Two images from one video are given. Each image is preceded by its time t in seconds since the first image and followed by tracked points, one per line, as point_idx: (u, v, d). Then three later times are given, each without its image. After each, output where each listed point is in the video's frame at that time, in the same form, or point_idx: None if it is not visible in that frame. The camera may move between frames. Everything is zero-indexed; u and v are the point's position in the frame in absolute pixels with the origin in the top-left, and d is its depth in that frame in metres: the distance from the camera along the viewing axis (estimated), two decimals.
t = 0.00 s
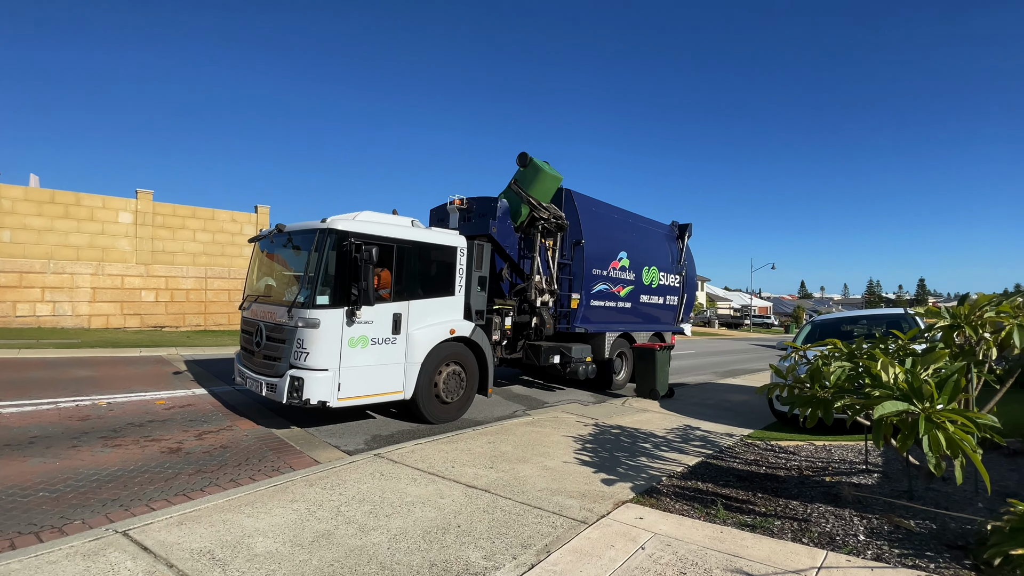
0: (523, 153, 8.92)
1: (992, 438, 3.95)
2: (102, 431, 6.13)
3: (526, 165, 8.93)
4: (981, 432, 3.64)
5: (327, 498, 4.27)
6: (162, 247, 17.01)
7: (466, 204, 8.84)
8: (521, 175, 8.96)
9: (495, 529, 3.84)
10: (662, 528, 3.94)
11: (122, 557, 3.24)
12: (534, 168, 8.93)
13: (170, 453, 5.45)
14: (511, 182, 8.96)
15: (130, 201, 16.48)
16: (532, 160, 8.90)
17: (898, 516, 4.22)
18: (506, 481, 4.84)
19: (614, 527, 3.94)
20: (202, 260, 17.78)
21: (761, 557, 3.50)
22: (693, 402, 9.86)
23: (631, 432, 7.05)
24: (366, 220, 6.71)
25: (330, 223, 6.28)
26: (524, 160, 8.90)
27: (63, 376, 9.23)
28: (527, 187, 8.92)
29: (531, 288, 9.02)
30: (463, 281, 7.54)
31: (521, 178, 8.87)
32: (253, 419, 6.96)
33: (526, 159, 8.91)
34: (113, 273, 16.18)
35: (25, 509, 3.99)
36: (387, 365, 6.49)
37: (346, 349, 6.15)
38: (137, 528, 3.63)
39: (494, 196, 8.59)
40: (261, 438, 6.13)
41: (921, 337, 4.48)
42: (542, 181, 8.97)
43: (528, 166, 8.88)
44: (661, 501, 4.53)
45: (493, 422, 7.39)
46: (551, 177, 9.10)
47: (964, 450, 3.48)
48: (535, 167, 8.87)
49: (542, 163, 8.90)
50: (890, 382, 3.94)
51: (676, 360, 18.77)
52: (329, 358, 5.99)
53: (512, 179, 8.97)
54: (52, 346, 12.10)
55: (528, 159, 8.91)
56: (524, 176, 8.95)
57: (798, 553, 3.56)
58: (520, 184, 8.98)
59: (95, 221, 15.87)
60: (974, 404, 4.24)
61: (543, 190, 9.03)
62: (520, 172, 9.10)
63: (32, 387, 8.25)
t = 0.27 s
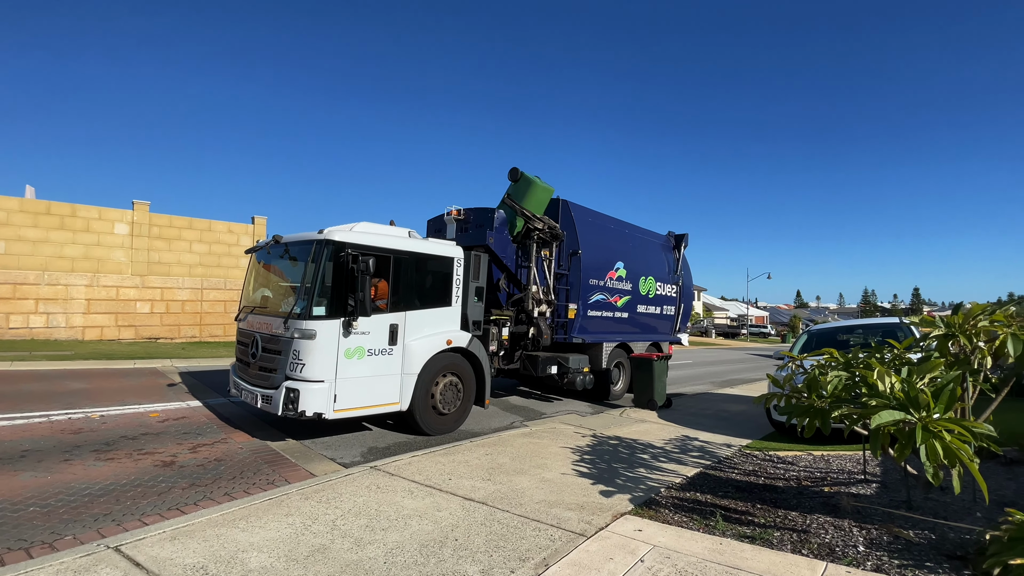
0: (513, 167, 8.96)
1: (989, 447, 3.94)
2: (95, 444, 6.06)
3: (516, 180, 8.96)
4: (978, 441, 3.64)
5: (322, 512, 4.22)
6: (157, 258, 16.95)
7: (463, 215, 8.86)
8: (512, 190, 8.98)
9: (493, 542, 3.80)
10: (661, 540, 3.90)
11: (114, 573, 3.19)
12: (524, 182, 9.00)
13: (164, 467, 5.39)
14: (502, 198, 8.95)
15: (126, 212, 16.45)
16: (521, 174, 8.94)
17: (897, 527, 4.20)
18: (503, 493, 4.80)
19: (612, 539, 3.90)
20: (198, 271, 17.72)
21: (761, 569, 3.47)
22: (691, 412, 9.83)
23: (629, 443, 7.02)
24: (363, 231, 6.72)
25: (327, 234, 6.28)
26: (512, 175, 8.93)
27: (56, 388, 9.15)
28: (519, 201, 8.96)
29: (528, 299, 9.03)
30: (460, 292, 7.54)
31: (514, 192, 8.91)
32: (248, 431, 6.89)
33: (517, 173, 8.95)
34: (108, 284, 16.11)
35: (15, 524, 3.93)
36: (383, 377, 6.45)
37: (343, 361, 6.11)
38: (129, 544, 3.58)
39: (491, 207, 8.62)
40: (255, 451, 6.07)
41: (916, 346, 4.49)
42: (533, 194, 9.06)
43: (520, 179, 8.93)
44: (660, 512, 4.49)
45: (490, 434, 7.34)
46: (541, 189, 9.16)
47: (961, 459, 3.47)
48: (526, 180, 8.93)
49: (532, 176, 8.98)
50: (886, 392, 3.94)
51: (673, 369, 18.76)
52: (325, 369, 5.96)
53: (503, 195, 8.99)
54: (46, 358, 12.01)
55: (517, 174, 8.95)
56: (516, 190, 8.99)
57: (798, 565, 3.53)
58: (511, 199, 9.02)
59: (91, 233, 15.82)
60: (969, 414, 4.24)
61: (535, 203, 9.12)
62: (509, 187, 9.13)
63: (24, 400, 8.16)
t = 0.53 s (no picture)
0: (511, 175, 9.00)
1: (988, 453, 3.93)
2: (89, 452, 6.01)
3: (514, 187, 9.00)
4: (975, 447, 3.63)
5: (319, 520, 4.19)
6: (154, 264, 16.90)
7: (461, 222, 8.85)
8: (510, 197, 9.06)
9: (491, 550, 3.77)
10: (660, 548, 3.88)
11: None
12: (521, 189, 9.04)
13: (159, 475, 5.34)
14: (501, 204, 9.01)
15: (123, 218, 16.42)
16: (520, 181, 8.98)
17: (896, 533, 4.19)
18: (501, 501, 4.77)
19: (611, 547, 3.88)
20: (194, 278, 17.67)
21: None
22: (689, 418, 9.81)
23: (627, 449, 7.00)
24: (361, 237, 6.71)
25: (325, 241, 6.27)
26: (512, 182, 8.96)
27: (50, 396, 9.08)
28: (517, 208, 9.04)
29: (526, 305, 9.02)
30: (458, 298, 7.53)
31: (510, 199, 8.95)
32: (244, 439, 6.85)
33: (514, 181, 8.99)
34: (104, 291, 16.04)
35: (7, 534, 3.89)
36: (381, 384, 6.43)
37: (340, 368, 6.09)
38: (124, 553, 3.55)
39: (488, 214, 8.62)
40: (251, 458, 6.03)
41: (913, 352, 4.50)
42: (530, 200, 9.10)
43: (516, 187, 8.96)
44: (659, 520, 4.47)
45: (488, 441, 7.30)
46: (539, 197, 9.21)
47: (959, 466, 3.46)
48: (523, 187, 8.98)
49: (531, 184, 9.04)
50: (883, 398, 3.94)
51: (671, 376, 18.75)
52: (323, 376, 5.93)
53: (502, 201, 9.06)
54: (41, 365, 11.94)
55: (515, 181, 8.98)
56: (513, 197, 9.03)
57: (798, 573, 3.52)
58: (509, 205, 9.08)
59: (87, 239, 15.78)
60: (967, 419, 4.24)
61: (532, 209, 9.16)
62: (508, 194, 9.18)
63: (18, 408, 8.10)
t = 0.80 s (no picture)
0: (509, 179, 8.95)
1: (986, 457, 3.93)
2: (85, 457, 5.97)
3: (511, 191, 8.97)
4: (973, 451, 3.63)
5: (316, 525, 4.17)
6: (151, 268, 16.86)
7: (460, 226, 8.85)
8: (507, 202, 8.99)
9: (489, 555, 3.75)
10: (659, 553, 3.87)
11: None
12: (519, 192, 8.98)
13: (155, 480, 5.31)
14: (499, 209, 8.97)
15: (121, 222, 16.39)
16: (517, 186, 8.94)
17: (895, 538, 4.18)
18: (500, 506, 4.76)
19: (610, 552, 3.86)
20: (192, 281, 17.62)
21: None
22: (688, 422, 9.80)
23: (626, 454, 6.99)
24: (359, 241, 6.71)
25: (323, 244, 6.26)
26: (507, 187, 8.96)
27: (46, 400, 9.03)
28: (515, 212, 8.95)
29: (524, 309, 9.01)
30: (456, 302, 7.52)
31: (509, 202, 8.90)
32: (241, 443, 6.82)
33: (511, 185, 8.96)
34: (101, 295, 15.99)
35: (2, 539, 3.86)
36: (378, 387, 6.41)
37: (338, 372, 6.07)
38: (119, 559, 3.52)
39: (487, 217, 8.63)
40: (248, 463, 6.00)
41: (911, 356, 4.51)
42: (528, 205, 9.03)
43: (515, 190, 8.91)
44: (658, 524, 4.46)
45: (485, 445, 7.28)
46: (536, 200, 9.14)
47: (957, 470, 3.46)
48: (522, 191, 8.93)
49: (528, 188, 8.97)
50: (881, 402, 3.94)
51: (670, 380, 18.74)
52: (320, 380, 5.92)
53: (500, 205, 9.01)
54: (37, 369, 11.89)
55: (512, 186, 8.97)
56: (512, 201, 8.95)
57: None
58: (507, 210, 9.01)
59: (85, 243, 15.74)
60: (965, 423, 4.24)
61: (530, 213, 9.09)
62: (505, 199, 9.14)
63: (14, 412, 8.05)
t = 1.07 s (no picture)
0: (507, 182, 8.98)
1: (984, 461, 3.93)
2: (81, 461, 5.95)
3: (510, 195, 8.98)
4: (971, 455, 3.64)
5: (313, 529, 4.16)
6: (150, 271, 16.84)
7: (459, 229, 8.86)
8: (506, 205, 8.97)
9: (487, 560, 3.74)
10: (657, 557, 3.86)
11: None
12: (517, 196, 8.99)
13: (152, 484, 5.29)
14: (497, 212, 8.96)
15: (119, 225, 16.38)
16: (516, 189, 8.94)
17: (893, 542, 4.18)
18: (498, 510, 4.75)
19: (608, 556, 3.85)
20: (190, 284, 17.59)
21: None
22: (686, 426, 9.80)
23: (624, 457, 6.98)
24: (358, 244, 6.70)
25: (321, 247, 6.26)
26: (507, 190, 8.97)
27: (43, 403, 9.00)
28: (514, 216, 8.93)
29: (523, 312, 9.01)
30: (455, 305, 7.52)
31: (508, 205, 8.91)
32: (238, 447, 6.80)
33: (509, 189, 8.99)
34: (99, 297, 15.96)
35: None
36: (377, 391, 6.40)
37: (336, 375, 6.06)
38: (115, 563, 3.50)
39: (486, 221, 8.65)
40: (246, 467, 5.98)
41: (909, 360, 4.51)
42: (527, 208, 9.00)
43: (513, 194, 8.92)
44: (656, 528, 4.45)
45: (483, 449, 7.27)
46: (535, 204, 9.12)
47: (955, 473, 3.46)
48: (520, 194, 8.94)
49: (527, 192, 8.96)
50: (879, 406, 3.94)
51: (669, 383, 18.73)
52: (318, 384, 5.90)
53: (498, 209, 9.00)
54: (34, 372, 11.85)
55: (511, 189, 8.98)
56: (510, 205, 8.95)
57: None
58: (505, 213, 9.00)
59: (83, 245, 15.72)
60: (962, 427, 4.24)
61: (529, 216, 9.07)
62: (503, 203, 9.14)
63: (10, 415, 8.01)
